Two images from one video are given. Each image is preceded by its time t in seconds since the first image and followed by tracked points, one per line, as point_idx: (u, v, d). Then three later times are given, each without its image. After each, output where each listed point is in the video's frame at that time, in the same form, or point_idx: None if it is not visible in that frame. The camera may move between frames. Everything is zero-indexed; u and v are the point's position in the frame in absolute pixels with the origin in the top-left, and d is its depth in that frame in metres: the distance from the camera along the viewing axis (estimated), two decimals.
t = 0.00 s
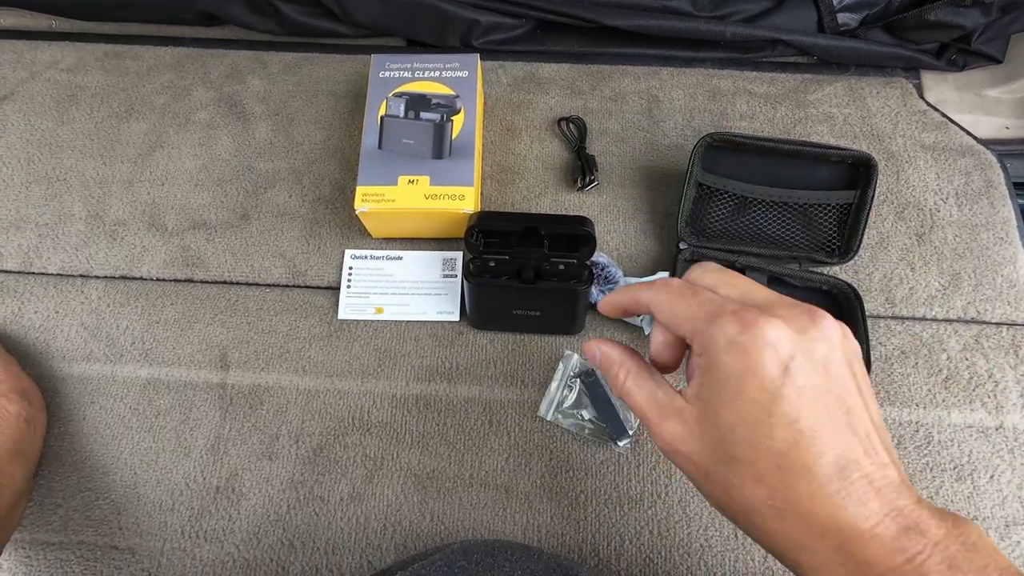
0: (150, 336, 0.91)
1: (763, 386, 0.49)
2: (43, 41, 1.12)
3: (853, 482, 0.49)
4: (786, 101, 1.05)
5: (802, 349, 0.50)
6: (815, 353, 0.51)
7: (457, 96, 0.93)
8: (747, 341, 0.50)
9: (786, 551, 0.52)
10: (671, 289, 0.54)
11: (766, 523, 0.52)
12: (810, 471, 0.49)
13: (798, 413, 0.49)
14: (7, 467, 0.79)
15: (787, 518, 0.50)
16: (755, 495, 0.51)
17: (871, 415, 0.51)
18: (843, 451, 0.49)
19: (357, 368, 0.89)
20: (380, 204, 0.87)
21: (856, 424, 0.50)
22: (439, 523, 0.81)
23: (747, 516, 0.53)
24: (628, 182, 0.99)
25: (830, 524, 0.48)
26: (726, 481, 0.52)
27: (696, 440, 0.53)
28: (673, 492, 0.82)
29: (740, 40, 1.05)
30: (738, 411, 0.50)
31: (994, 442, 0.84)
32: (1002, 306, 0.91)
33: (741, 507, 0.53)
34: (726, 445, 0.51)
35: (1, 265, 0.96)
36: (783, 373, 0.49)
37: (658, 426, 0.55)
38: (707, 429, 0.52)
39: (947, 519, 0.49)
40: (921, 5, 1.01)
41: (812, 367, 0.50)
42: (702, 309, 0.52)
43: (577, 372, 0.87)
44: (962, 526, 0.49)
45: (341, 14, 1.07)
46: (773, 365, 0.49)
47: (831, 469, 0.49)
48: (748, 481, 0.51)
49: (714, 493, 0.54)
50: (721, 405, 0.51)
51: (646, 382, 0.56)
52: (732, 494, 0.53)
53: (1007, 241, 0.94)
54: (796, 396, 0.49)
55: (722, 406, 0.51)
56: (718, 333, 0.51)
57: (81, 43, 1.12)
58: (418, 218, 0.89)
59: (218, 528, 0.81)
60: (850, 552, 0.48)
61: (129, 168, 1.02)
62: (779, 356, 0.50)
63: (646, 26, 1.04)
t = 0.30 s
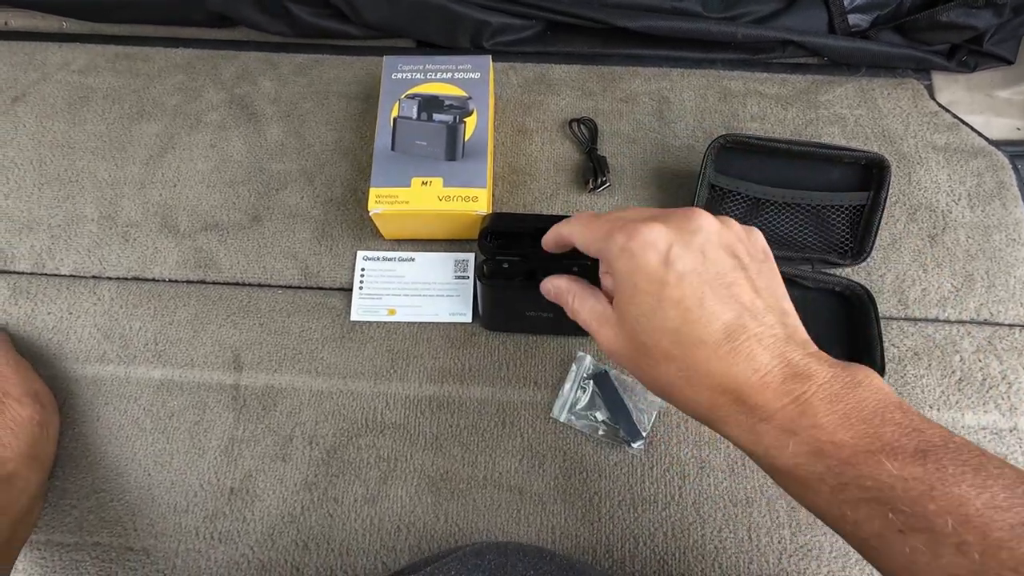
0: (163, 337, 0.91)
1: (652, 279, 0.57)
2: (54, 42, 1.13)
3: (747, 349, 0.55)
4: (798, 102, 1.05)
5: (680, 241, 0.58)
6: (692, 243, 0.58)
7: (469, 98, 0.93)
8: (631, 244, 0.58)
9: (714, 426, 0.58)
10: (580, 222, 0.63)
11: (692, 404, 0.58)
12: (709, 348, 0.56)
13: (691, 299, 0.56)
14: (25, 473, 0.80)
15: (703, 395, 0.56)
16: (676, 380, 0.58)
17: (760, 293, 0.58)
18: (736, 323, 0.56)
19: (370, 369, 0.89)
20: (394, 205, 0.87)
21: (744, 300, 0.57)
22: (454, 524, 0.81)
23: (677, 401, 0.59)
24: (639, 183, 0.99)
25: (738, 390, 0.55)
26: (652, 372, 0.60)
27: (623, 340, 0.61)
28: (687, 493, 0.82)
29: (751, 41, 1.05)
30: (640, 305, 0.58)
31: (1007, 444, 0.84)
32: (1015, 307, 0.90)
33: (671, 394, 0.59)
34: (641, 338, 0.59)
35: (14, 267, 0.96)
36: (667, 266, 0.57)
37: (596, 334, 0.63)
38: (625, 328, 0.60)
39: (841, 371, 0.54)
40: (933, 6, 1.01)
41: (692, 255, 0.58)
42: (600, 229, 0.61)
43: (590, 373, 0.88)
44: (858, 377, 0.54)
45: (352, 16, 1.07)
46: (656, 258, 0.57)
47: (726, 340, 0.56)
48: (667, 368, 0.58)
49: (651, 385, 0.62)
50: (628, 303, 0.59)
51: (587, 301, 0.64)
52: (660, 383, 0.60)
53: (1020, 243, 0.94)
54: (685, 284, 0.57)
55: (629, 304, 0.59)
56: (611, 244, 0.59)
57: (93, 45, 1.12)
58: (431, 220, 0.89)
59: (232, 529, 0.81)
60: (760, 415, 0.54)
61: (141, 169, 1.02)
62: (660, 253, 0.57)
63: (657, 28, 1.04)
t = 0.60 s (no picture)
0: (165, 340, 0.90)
1: (629, 277, 0.56)
2: (55, 43, 1.12)
3: (731, 340, 0.53)
4: (805, 103, 1.04)
5: (655, 238, 0.57)
6: (667, 239, 0.57)
7: (474, 98, 0.92)
8: (606, 246, 0.57)
9: (705, 421, 0.56)
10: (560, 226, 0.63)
11: (681, 400, 0.56)
12: (693, 342, 0.54)
13: (670, 295, 0.55)
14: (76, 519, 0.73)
15: (691, 390, 0.55)
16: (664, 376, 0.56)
17: (742, 285, 0.56)
18: (718, 316, 0.55)
19: (374, 373, 0.88)
20: (398, 207, 0.86)
21: (726, 291, 0.56)
22: (459, 529, 0.80)
23: (668, 397, 0.58)
24: (645, 185, 0.99)
25: (724, 383, 0.53)
26: (640, 370, 0.58)
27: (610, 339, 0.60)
28: (695, 499, 0.81)
29: (757, 42, 1.04)
30: (619, 304, 0.57)
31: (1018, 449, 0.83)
32: None
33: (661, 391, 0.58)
34: (624, 336, 0.58)
35: (14, 269, 0.95)
36: (644, 264, 0.56)
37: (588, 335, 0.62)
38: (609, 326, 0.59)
39: (830, 359, 0.51)
40: (941, 7, 1.00)
41: (668, 251, 0.57)
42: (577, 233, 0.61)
43: (596, 377, 0.87)
44: (848, 364, 0.51)
45: (355, 16, 1.06)
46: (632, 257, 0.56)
47: (709, 333, 0.54)
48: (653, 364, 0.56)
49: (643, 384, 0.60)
50: (610, 302, 0.58)
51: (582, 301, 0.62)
52: (649, 381, 0.58)
53: None
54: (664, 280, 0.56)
55: (611, 303, 0.58)
56: (589, 246, 0.59)
57: (94, 45, 1.11)
58: (437, 220, 0.88)
59: (235, 534, 0.81)
60: (748, 407, 0.51)
61: (142, 171, 1.01)
62: (637, 252, 0.57)
63: (663, 28, 1.03)
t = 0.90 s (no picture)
0: (155, 337, 0.90)
1: (612, 268, 0.58)
2: (46, 40, 1.12)
3: (709, 335, 0.54)
4: (796, 101, 1.04)
5: (639, 233, 0.59)
6: (652, 236, 0.59)
7: (463, 93, 0.92)
8: (591, 237, 0.59)
9: (684, 418, 0.55)
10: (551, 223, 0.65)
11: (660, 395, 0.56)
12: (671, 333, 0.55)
13: (651, 286, 0.56)
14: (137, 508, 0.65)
15: (669, 383, 0.54)
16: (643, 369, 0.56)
17: (724, 285, 0.57)
18: (698, 310, 0.55)
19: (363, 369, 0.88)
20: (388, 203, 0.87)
21: (708, 289, 0.56)
22: (447, 526, 0.80)
23: (648, 394, 0.57)
24: (636, 183, 0.99)
25: (702, 376, 0.52)
26: (621, 365, 0.58)
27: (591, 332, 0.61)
28: (682, 495, 0.81)
29: (748, 39, 1.04)
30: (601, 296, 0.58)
31: (1006, 446, 0.83)
32: (1014, 308, 0.90)
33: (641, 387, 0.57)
34: (605, 328, 0.58)
35: (5, 265, 0.95)
36: (628, 256, 0.58)
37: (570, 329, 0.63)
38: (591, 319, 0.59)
39: (807, 359, 0.51)
40: (932, 5, 1.00)
41: (652, 245, 0.58)
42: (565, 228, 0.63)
43: (585, 375, 0.86)
44: (826, 365, 0.50)
45: (346, 13, 1.06)
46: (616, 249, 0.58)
47: (688, 326, 0.55)
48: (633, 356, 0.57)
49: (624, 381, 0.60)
50: (591, 292, 0.59)
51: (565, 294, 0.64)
52: (630, 377, 0.58)
53: (1019, 242, 0.93)
54: (645, 272, 0.57)
55: (593, 293, 0.59)
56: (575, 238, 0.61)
57: (86, 42, 1.11)
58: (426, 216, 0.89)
59: (223, 531, 0.81)
60: (724, 400, 0.51)
61: (133, 168, 1.01)
62: (620, 245, 0.58)
63: (654, 26, 1.03)
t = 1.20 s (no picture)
0: (146, 340, 0.89)
1: (611, 283, 0.56)
2: (38, 39, 1.11)
3: (711, 349, 0.52)
4: (795, 102, 1.03)
5: (639, 245, 0.57)
6: (651, 247, 0.57)
7: (458, 94, 0.91)
8: (591, 250, 0.57)
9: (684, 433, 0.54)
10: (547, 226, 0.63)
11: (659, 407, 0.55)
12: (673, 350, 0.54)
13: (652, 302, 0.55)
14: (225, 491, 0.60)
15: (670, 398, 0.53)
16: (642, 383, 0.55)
17: (723, 297, 0.56)
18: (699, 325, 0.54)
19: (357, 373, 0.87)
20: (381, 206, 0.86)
21: (708, 303, 0.55)
22: (441, 532, 0.79)
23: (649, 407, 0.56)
24: (633, 184, 0.98)
25: (704, 392, 0.51)
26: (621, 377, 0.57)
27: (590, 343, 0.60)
28: (680, 501, 0.80)
29: (746, 39, 1.03)
30: (600, 310, 0.56)
31: (1008, 451, 0.82)
32: (1015, 311, 0.89)
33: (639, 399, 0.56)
34: (606, 343, 0.57)
35: None
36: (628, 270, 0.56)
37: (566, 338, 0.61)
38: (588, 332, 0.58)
39: (806, 372, 0.50)
40: (932, 5, 0.99)
41: (652, 259, 0.56)
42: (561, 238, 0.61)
43: (581, 379, 0.86)
44: (824, 377, 0.49)
45: (341, 13, 1.05)
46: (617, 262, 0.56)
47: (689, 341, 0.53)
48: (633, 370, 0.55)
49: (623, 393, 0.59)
50: (589, 305, 0.57)
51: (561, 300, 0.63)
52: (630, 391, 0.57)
53: (1020, 245, 0.93)
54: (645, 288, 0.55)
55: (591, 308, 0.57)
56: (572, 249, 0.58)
57: (78, 42, 1.10)
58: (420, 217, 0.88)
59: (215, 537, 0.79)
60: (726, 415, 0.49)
61: (126, 169, 1.00)
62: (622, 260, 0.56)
63: (652, 26, 1.02)
